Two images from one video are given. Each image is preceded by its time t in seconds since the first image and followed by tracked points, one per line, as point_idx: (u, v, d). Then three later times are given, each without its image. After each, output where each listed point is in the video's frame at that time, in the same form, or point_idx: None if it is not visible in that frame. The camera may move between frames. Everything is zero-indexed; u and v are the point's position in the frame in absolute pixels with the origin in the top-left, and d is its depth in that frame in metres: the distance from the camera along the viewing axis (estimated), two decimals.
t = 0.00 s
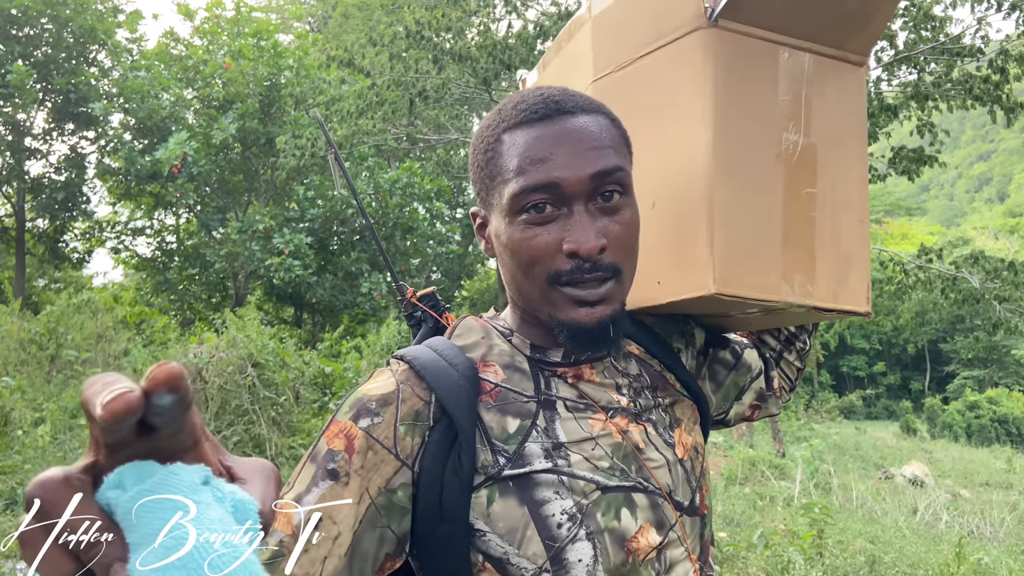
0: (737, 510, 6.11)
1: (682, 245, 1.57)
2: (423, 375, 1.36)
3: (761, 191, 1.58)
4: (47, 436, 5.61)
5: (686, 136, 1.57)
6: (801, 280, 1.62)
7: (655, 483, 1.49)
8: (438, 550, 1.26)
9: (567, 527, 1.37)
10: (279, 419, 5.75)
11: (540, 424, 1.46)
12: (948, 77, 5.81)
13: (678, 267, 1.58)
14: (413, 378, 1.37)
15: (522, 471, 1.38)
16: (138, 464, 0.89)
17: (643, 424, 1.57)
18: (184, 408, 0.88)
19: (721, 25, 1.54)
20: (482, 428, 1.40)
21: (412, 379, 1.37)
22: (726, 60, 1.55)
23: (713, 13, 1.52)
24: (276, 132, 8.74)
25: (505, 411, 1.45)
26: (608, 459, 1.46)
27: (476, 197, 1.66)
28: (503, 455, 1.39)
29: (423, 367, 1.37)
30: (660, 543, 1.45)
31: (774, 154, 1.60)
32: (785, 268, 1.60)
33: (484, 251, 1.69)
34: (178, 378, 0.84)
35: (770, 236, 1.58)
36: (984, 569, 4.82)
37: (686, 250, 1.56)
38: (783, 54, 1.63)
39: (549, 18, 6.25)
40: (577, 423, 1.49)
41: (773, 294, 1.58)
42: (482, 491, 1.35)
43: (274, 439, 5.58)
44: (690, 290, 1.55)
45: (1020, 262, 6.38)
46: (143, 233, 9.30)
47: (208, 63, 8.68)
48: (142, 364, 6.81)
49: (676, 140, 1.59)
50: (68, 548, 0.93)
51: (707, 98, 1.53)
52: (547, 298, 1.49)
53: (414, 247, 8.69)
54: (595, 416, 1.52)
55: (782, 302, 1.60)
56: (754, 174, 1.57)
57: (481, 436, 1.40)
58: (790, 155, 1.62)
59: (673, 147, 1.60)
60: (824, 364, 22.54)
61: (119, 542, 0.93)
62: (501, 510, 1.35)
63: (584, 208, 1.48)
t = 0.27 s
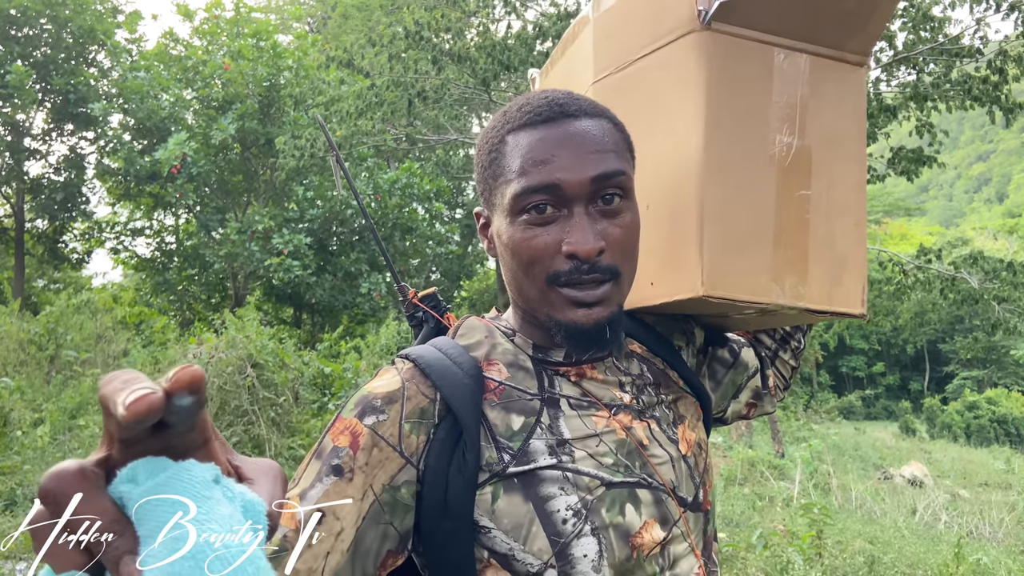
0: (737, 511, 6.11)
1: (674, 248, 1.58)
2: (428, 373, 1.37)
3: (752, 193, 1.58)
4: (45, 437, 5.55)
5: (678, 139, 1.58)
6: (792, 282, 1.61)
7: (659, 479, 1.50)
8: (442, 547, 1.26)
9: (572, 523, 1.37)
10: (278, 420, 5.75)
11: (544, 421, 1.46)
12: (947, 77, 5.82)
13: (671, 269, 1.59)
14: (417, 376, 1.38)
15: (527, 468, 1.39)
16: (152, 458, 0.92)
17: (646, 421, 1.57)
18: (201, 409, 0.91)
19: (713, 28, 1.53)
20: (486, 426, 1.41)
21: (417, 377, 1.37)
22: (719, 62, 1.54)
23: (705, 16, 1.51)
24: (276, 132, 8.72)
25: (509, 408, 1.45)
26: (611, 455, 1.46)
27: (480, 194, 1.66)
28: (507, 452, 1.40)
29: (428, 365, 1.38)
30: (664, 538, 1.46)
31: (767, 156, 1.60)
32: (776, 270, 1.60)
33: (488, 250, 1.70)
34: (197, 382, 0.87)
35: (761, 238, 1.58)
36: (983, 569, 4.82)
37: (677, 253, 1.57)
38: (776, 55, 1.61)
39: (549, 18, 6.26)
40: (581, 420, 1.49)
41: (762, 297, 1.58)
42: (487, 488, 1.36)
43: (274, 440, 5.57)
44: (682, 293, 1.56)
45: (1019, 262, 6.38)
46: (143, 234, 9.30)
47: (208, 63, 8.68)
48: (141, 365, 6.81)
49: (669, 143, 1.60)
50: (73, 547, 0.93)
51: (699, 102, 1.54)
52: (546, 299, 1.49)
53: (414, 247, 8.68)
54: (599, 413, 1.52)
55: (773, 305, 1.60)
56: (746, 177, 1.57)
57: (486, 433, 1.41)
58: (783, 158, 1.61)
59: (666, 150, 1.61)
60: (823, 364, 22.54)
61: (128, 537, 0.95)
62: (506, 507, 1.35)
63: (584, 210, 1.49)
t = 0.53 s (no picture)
0: (736, 511, 6.11)
1: (672, 255, 1.58)
2: (428, 375, 1.37)
3: (753, 204, 1.58)
4: (43, 438, 5.49)
5: (680, 145, 1.58)
6: (787, 295, 1.62)
7: (657, 479, 1.50)
8: (442, 549, 1.25)
9: (573, 524, 1.37)
10: (277, 421, 5.74)
11: (544, 422, 1.46)
12: (946, 78, 5.81)
13: (667, 275, 1.60)
14: (417, 378, 1.38)
15: (528, 469, 1.39)
16: (172, 453, 0.92)
17: (645, 422, 1.57)
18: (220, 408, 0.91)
19: (721, 34, 1.54)
20: (486, 427, 1.41)
21: (417, 379, 1.38)
22: (727, 69, 1.54)
23: (713, 21, 1.52)
24: (275, 133, 8.71)
25: (509, 409, 1.45)
26: (611, 456, 1.47)
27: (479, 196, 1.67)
28: (508, 453, 1.40)
29: (428, 367, 1.38)
30: (663, 538, 1.46)
31: (769, 166, 1.60)
32: (771, 283, 1.60)
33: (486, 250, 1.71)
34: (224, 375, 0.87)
35: (758, 249, 1.59)
36: (982, 570, 4.83)
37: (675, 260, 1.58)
38: (783, 62, 1.61)
39: (548, 19, 6.27)
40: (580, 421, 1.49)
41: (755, 309, 1.59)
42: (488, 490, 1.36)
43: (273, 440, 5.55)
44: (677, 300, 1.56)
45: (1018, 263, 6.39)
46: (142, 234, 9.30)
47: (207, 64, 8.67)
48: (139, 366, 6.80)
49: (672, 147, 1.60)
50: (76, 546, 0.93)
51: (704, 109, 1.54)
52: (548, 299, 1.49)
53: (412, 248, 8.67)
54: (598, 413, 1.52)
55: (766, 317, 1.60)
56: (746, 187, 1.57)
57: (486, 435, 1.41)
58: (785, 168, 1.62)
59: (669, 154, 1.61)
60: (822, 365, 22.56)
61: (147, 530, 0.94)
62: (507, 508, 1.35)
63: (587, 210, 1.49)
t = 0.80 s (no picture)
0: (735, 512, 6.12)
1: (683, 259, 1.58)
2: (432, 382, 1.36)
3: (766, 208, 1.59)
4: (41, 439, 5.49)
5: (694, 147, 1.57)
6: (797, 300, 1.63)
7: (661, 486, 1.50)
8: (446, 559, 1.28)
9: (576, 533, 1.38)
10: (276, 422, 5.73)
11: (548, 430, 1.46)
12: (944, 80, 5.81)
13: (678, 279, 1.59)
14: (420, 385, 1.36)
15: (531, 478, 1.39)
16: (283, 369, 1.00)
17: (649, 428, 1.57)
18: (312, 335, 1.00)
19: (736, 35, 1.53)
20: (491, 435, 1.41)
21: (419, 386, 1.36)
22: (742, 73, 1.54)
23: (729, 23, 1.51)
24: (273, 134, 8.64)
25: (513, 417, 1.45)
26: (614, 464, 1.47)
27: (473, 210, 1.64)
28: (512, 462, 1.40)
29: (431, 374, 1.36)
30: (665, 545, 1.46)
31: (782, 171, 1.60)
32: (782, 288, 1.61)
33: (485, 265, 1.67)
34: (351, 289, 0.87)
35: (771, 253, 1.59)
36: (980, 571, 4.84)
37: (686, 264, 1.57)
38: (798, 65, 1.62)
39: (546, 20, 6.28)
40: (583, 428, 1.49)
41: (767, 314, 1.59)
42: (492, 498, 1.37)
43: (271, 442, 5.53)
44: (687, 305, 1.56)
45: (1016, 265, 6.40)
46: (140, 235, 9.30)
47: (206, 65, 8.67)
48: (138, 366, 6.81)
49: (684, 150, 1.59)
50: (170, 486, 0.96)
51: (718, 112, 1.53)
52: (575, 307, 1.48)
53: (412, 249, 8.66)
54: (601, 421, 1.52)
55: (776, 323, 1.62)
56: (760, 192, 1.58)
57: (490, 443, 1.41)
58: (797, 173, 1.62)
59: (680, 157, 1.60)
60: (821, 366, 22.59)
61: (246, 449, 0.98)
62: (510, 518, 1.36)
63: (604, 213, 1.48)
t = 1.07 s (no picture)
0: (733, 514, 6.13)
1: (688, 254, 1.59)
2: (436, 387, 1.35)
3: (770, 205, 1.59)
4: (39, 441, 5.48)
5: (699, 143, 1.58)
6: (803, 299, 1.62)
7: (670, 491, 1.49)
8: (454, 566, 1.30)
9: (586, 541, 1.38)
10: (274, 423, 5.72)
11: (557, 437, 1.46)
12: (942, 82, 5.83)
13: (683, 275, 1.59)
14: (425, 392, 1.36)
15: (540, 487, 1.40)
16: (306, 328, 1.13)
17: (658, 432, 1.56)
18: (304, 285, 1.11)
19: (744, 31, 1.55)
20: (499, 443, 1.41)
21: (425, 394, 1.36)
22: (748, 69, 1.55)
23: (736, 19, 1.53)
24: (272, 135, 8.54)
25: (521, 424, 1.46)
26: (624, 470, 1.46)
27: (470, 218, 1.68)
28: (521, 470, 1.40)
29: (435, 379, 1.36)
30: (675, 550, 1.47)
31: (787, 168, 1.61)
32: (787, 286, 1.61)
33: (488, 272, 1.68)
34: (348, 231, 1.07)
35: (776, 250, 1.59)
36: (977, 572, 4.85)
37: (691, 258, 1.58)
38: (805, 61, 1.62)
39: (545, 22, 6.28)
40: (592, 434, 1.48)
41: (771, 312, 1.59)
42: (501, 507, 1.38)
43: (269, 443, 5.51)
44: (692, 302, 1.57)
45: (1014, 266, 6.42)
46: (138, 236, 9.29)
47: (204, 66, 8.64)
48: (136, 367, 6.82)
49: (689, 145, 1.60)
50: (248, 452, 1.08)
51: (723, 108, 1.55)
52: (586, 296, 1.48)
53: (410, 250, 8.64)
54: (611, 425, 1.51)
55: (782, 322, 1.61)
56: (764, 188, 1.58)
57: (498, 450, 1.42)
58: (804, 170, 1.62)
59: (685, 152, 1.61)
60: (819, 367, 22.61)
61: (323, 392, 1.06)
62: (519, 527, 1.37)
63: (610, 198, 1.49)
